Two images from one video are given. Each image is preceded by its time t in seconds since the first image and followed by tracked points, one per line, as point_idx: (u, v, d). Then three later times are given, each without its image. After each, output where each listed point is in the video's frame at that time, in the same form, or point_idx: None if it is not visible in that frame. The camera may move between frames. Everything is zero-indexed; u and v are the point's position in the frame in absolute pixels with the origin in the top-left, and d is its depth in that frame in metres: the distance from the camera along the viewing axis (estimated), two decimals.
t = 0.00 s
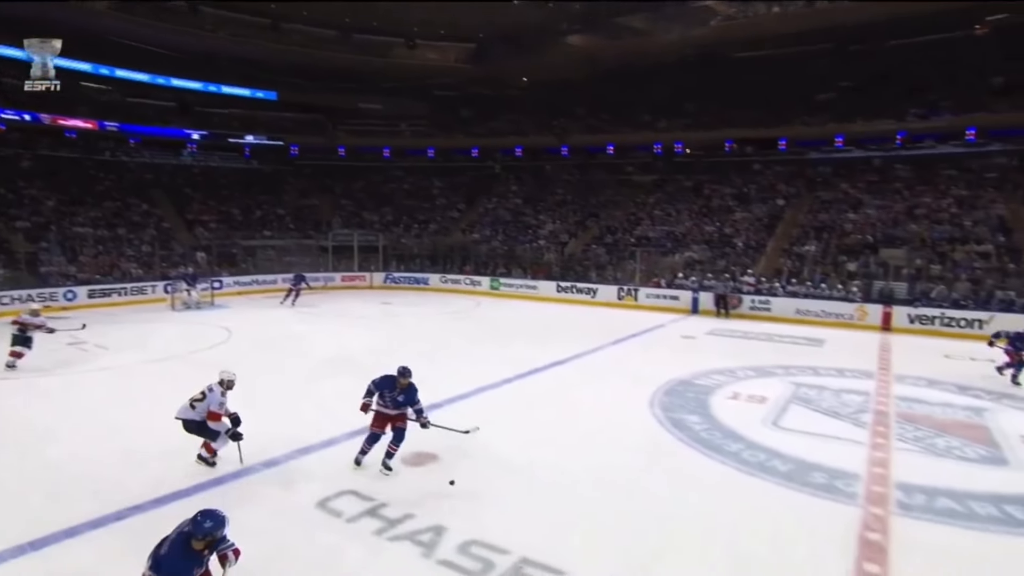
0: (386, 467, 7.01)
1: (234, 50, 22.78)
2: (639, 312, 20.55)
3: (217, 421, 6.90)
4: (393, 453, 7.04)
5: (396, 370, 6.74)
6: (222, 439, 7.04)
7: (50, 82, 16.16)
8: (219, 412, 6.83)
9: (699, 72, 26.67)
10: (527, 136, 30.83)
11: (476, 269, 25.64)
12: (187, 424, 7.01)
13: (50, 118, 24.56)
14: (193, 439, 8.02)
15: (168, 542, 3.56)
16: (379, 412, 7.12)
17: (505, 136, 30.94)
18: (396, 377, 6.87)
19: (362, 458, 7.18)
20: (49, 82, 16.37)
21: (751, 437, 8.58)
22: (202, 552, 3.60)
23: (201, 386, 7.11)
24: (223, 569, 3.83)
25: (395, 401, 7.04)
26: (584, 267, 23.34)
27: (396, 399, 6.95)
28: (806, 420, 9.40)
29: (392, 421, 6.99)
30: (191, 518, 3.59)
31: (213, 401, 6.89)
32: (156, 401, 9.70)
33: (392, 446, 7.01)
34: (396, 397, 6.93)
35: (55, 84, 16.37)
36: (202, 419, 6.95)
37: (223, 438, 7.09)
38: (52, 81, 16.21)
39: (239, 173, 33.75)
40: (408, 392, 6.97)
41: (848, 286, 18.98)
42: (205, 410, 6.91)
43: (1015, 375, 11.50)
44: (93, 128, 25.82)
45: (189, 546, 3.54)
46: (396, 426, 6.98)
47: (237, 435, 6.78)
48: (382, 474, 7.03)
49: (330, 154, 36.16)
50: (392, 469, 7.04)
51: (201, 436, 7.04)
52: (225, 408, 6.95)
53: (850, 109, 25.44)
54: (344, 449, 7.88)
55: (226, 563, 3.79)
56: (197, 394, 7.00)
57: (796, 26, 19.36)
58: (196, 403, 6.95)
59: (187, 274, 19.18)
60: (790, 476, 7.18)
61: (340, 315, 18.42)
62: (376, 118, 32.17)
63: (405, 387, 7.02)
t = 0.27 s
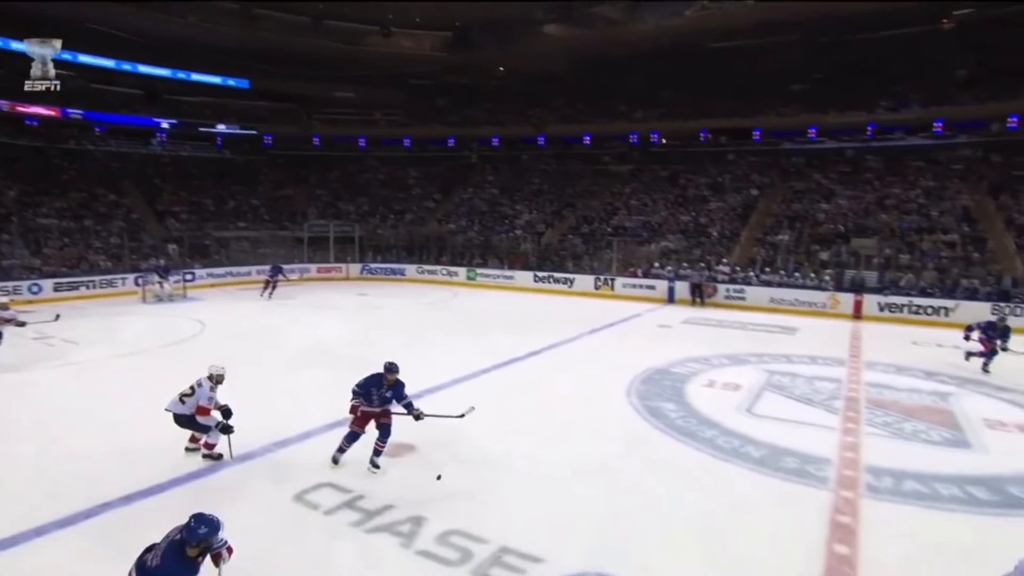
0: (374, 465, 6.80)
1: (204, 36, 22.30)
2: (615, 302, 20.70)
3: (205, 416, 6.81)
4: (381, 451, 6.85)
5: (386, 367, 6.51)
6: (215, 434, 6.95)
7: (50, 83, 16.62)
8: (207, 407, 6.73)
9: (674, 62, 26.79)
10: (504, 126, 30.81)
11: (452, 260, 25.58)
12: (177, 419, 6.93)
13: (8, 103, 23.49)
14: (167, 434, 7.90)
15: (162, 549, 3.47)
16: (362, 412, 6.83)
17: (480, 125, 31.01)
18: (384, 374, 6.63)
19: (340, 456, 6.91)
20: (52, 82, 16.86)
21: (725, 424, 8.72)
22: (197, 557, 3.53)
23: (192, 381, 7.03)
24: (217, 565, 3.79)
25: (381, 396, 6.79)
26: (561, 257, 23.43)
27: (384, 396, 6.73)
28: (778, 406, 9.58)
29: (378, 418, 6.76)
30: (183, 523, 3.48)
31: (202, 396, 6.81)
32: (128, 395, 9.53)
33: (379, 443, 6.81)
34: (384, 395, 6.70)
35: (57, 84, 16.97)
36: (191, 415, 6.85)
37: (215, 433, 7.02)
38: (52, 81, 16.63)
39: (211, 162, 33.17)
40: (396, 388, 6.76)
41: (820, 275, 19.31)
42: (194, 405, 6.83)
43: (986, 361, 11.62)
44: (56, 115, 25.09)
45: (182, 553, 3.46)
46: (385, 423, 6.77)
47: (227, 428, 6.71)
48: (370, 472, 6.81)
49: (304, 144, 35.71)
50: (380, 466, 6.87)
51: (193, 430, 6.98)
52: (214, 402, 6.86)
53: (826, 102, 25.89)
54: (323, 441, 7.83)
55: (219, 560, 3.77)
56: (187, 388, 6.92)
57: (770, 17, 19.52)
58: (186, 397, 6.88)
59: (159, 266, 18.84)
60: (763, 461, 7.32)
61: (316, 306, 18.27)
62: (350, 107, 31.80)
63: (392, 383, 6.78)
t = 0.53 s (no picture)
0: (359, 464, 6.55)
1: (173, 22, 21.77)
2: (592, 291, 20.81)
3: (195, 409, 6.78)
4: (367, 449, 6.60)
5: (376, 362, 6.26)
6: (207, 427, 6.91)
7: (51, 83, 16.00)
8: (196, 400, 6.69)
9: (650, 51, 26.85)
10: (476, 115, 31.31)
11: (429, 250, 25.45)
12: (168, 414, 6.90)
13: None
14: (139, 429, 7.76)
15: (157, 557, 3.12)
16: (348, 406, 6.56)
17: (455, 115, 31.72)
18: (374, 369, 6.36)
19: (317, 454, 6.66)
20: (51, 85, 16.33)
21: (701, 411, 8.84)
22: (195, 564, 3.19)
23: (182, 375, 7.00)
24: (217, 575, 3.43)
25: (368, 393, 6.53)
26: (538, 247, 23.47)
27: (374, 392, 6.47)
28: (752, 393, 9.72)
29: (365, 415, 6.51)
30: (178, 529, 3.14)
31: (190, 390, 6.78)
32: (97, 391, 9.34)
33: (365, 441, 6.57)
34: (374, 390, 6.45)
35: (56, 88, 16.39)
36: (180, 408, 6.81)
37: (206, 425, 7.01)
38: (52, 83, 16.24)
39: (180, 152, 32.52)
40: (386, 384, 6.51)
41: (794, 264, 19.60)
42: (183, 399, 6.79)
43: (958, 349, 11.80)
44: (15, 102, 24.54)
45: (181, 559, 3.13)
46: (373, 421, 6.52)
47: (217, 420, 6.67)
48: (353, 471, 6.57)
49: (277, 133, 35.19)
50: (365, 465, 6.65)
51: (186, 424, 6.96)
52: (204, 395, 6.83)
53: (799, 91, 25.75)
54: (304, 433, 7.77)
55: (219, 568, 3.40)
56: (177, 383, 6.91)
57: (744, 8, 19.66)
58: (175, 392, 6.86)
59: (128, 258, 18.48)
60: (739, 448, 7.43)
61: (291, 297, 18.09)
62: (324, 95, 31.36)
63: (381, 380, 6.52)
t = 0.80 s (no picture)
0: (341, 462, 6.33)
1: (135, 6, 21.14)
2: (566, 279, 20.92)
3: (185, 402, 6.76)
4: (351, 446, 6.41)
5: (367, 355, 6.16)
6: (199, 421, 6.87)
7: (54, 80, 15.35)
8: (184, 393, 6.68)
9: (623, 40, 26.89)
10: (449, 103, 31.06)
11: (403, 240, 25.29)
12: (160, 408, 6.92)
13: None
14: (109, 423, 7.63)
15: (159, 564, 3.09)
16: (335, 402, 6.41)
17: (428, 103, 31.41)
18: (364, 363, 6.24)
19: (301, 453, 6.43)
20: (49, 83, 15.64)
21: (674, 397, 8.96)
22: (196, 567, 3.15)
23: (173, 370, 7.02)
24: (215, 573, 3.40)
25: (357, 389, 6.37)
26: (512, 235, 23.50)
27: (363, 387, 6.35)
28: (724, 379, 9.88)
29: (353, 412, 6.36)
30: (178, 535, 3.09)
31: (179, 382, 6.78)
32: (64, 384, 9.16)
33: (350, 439, 6.39)
34: (363, 385, 6.31)
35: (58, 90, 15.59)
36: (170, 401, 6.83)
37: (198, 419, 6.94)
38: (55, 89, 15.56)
39: (145, 140, 31.78)
40: (376, 379, 6.38)
41: (766, 252, 19.88)
42: (172, 391, 6.81)
43: (929, 334, 11.94)
44: None
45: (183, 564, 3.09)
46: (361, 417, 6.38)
47: (207, 411, 6.65)
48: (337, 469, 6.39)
49: (246, 121, 34.57)
50: (347, 463, 6.44)
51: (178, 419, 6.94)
52: (192, 386, 6.82)
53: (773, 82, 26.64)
54: (279, 424, 7.71)
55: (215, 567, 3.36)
56: (167, 377, 6.92)
57: None
58: (166, 386, 6.87)
59: (93, 249, 18.08)
60: (711, 432, 7.56)
61: (263, 288, 17.89)
62: (295, 82, 30.84)
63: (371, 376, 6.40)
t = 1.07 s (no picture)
0: (326, 461, 6.17)
1: None
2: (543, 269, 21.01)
3: (176, 397, 6.55)
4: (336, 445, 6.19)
5: (360, 353, 5.85)
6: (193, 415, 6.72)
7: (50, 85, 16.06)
8: (176, 388, 6.48)
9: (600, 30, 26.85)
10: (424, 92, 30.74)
11: (378, 231, 25.10)
12: (150, 404, 6.72)
13: None
14: (76, 421, 7.44)
15: (159, 574, 2.90)
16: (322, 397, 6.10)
17: (402, 92, 31.06)
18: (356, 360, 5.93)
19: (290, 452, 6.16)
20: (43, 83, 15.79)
21: (651, 385, 9.02)
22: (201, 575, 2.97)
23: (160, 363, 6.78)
24: None
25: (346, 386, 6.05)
26: (488, 225, 23.48)
27: (354, 385, 6.04)
28: (700, 366, 9.98)
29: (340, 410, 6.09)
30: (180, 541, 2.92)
31: (168, 377, 6.55)
32: (28, 381, 8.93)
33: (335, 437, 6.14)
34: (355, 383, 6.02)
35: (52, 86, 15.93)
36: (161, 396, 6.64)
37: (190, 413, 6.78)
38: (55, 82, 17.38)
39: (111, 129, 31.04)
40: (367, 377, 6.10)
41: (740, 240, 20.13)
42: (161, 386, 6.59)
43: (904, 323, 12.03)
44: None
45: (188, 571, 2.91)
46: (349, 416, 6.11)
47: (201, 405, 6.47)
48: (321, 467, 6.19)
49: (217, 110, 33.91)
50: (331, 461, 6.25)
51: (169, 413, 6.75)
52: (182, 380, 6.59)
53: (744, 70, 26.77)
54: (256, 417, 7.62)
55: None
56: (155, 371, 6.70)
57: None
58: (155, 380, 6.66)
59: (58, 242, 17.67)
60: (688, 419, 7.63)
61: (237, 280, 17.68)
62: (266, 71, 30.26)
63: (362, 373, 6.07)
